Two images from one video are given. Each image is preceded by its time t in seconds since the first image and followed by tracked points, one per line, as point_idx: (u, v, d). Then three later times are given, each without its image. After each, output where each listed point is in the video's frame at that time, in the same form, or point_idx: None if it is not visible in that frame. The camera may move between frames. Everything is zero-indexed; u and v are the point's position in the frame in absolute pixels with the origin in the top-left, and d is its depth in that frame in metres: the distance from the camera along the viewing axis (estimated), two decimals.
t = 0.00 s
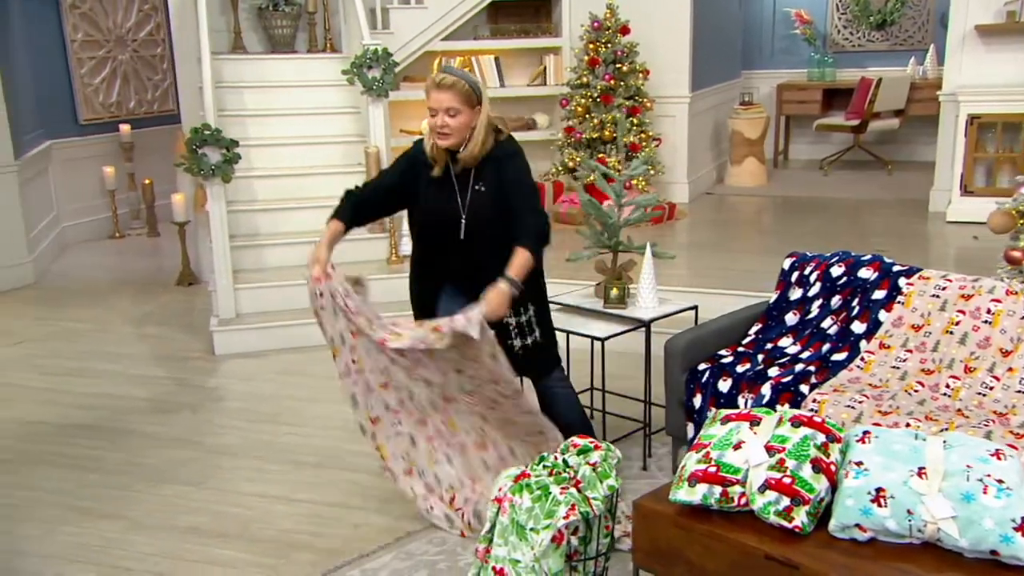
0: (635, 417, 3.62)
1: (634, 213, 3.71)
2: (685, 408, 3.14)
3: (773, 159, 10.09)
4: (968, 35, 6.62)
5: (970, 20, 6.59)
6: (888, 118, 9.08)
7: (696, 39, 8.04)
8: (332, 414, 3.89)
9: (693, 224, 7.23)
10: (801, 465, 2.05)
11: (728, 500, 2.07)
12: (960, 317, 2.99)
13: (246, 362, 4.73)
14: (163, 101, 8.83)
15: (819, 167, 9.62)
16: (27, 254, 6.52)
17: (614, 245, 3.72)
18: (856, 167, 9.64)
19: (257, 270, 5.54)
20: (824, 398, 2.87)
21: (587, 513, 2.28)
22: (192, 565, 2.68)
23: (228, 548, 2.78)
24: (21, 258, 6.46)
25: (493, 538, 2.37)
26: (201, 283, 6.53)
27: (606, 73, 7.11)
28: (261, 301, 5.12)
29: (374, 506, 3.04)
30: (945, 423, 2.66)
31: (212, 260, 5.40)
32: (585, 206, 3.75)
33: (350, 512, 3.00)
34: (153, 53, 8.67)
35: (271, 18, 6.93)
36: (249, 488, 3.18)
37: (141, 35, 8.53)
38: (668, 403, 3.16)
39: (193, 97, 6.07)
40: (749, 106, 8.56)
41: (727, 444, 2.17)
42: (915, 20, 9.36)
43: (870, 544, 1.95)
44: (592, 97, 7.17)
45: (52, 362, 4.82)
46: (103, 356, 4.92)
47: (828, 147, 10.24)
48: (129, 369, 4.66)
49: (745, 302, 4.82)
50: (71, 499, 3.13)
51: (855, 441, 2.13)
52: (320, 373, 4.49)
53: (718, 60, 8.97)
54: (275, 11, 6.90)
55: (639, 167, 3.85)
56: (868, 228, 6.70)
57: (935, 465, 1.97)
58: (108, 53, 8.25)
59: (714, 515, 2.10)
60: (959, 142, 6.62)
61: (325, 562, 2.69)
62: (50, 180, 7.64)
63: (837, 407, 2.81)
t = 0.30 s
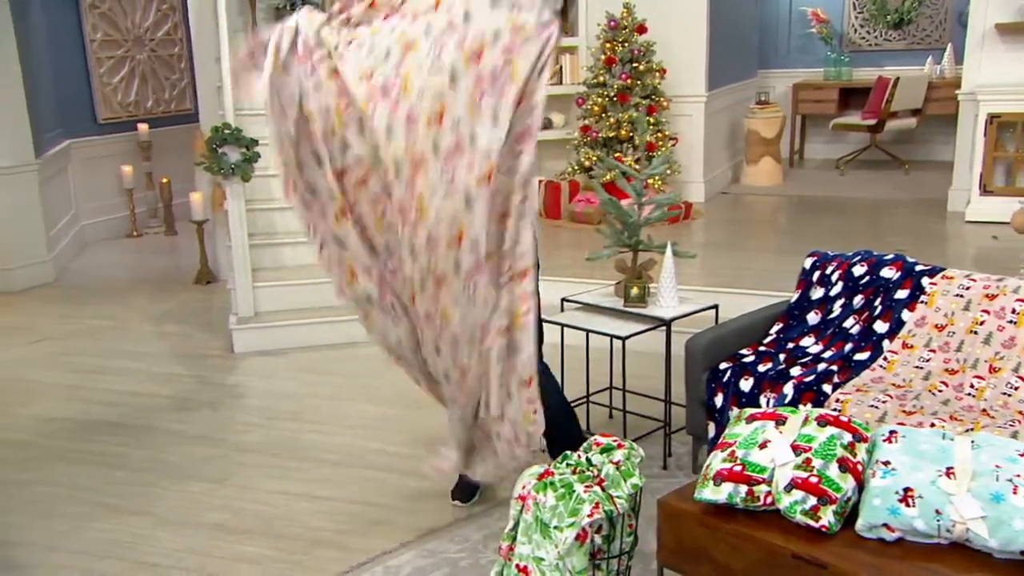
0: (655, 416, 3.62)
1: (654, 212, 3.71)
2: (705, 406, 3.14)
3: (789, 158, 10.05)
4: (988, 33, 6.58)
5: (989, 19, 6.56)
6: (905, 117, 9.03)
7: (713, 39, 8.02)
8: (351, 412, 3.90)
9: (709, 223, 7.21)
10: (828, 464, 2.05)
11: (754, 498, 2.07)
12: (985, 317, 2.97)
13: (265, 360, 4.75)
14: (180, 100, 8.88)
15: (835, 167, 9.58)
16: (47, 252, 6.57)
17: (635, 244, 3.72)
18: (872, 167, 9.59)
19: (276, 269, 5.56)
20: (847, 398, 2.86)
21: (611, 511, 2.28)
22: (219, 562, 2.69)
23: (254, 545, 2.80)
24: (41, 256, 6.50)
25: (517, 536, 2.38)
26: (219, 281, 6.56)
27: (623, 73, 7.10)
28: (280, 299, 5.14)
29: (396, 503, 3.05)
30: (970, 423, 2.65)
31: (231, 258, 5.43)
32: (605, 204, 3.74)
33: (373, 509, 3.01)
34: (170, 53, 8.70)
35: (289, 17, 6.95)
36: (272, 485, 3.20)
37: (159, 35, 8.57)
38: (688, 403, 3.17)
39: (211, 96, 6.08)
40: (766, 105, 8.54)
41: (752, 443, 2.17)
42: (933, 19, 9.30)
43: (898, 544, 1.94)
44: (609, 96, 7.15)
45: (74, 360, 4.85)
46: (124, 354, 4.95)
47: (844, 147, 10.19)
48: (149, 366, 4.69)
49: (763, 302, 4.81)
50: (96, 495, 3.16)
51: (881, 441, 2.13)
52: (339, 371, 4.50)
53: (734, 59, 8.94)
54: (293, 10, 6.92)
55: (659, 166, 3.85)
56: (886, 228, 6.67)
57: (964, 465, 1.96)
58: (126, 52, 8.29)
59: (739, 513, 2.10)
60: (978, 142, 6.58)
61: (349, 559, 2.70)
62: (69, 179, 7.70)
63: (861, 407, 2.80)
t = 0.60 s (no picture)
0: (676, 415, 3.62)
1: (676, 212, 3.69)
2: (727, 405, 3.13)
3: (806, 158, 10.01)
4: (1009, 32, 6.53)
5: (1011, 17, 6.51)
6: (924, 117, 8.97)
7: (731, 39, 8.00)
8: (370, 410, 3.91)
9: (726, 223, 7.18)
10: (857, 464, 2.04)
11: (782, 498, 2.06)
12: (1011, 317, 2.95)
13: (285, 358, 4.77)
14: (199, 100, 8.93)
15: (853, 167, 9.53)
16: (69, 251, 6.61)
17: (657, 244, 3.71)
18: (889, 166, 9.54)
19: (295, 268, 5.58)
20: (872, 398, 2.86)
21: (637, 510, 2.27)
22: (243, 559, 2.70)
23: (278, 543, 2.81)
24: (62, 255, 6.55)
25: (541, 534, 2.37)
26: (239, 281, 6.59)
27: (641, 72, 7.09)
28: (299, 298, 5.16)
29: (418, 501, 3.06)
30: (997, 424, 2.64)
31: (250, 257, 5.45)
32: (628, 204, 3.73)
33: (395, 507, 3.01)
34: (189, 53, 8.76)
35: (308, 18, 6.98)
36: (294, 483, 3.21)
37: (178, 35, 8.62)
38: (711, 402, 3.16)
39: (232, 96, 6.11)
40: (783, 104, 8.50)
41: (780, 442, 2.16)
42: (952, 18, 9.24)
43: (928, 544, 1.93)
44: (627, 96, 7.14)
45: (95, 358, 4.88)
46: (144, 352, 4.97)
47: (861, 146, 10.14)
48: (170, 364, 4.71)
49: (782, 302, 4.80)
50: (121, 492, 3.17)
51: (910, 441, 2.12)
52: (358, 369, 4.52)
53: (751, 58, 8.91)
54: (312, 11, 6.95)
55: (682, 166, 3.83)
56: (906, 227, 6.63)
57: (995, 465, 1.95)
58: (146, 52, 8.34)
59: (767, 513, 2.09)
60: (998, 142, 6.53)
61: (372, 557, 2.70)
62: (90, 178, 7.75)
63: (886, 407, 2.79)
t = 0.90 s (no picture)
0: (698, 415, 3.61)
1: (699, 211, 3.68)
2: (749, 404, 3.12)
3: (824, 158, 9.96)
4: None
5: None
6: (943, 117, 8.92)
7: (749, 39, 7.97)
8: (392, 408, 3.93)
9: (744, 223, 7.16)
10: (887, 464, 2.03)
11: (812, 499, 2.05)
12: None
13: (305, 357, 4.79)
14: (217, 100, 8.96)
15: (871, 167, 9.48)
16: (91, 250, 6.66)
17: (679, 243, 3.70)
18: (907, 167, 9.49)
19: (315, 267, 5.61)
20: (898, 398, 2.85)
21: (663, 510, 2.27)
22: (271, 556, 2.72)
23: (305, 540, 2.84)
24: (84, 254, 6.60)
25: (568, 533, 2.38)
26: (257, 280, 6.62)
27: (660, 72, 7.07)
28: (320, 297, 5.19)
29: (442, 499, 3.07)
30: None
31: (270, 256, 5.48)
32: (649, 203, 3.73)
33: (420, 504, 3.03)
34: (208, 53, 8.80)
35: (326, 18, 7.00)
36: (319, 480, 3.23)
37: (197, 35, 8.67)
38: (734, 402, 3.15)
39: (251, 96, 6.14)
40: (801, 104, 8.47)
41: (809, 443, 2.16)
42: (972, 17, 9.18)
43: (959, 546, 1.92)
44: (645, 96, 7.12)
45: (118, 356, 4.92)
46: (166, 350, 5.01)
47: (879, 146, 10.09)
48: (193, 363, 4.74)
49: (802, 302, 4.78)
50: (148, 488, 3.20)
51: (940, 441, 2.10)
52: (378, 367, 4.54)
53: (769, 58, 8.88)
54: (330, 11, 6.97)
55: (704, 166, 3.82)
56: (925, 228, 6.60)
57: None
58: (166, 52, 8.38)
59: (796, 513, 2.08)
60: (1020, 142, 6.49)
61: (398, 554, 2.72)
62: (110, 177, 7.80)
63: (913, 407, 2.79)
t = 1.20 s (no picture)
0: (720, 415, 3.61)
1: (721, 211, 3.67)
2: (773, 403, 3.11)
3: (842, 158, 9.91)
4: None
5: None
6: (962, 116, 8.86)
7: (766, 38, 7.94)
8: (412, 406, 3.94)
9: (762, 223, 7.13)
10: (917, 465, 2.02)
11: (841, 499, 2.05)
12: None
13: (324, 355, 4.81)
14: (234, 100, 8.99)
15: (889, 167, 9.43)
16: (111, 249, 6.70)
17: (701, 243, 3.70)
18: (926, 166, 9.42)
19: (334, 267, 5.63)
20: (924, 399, 2.84)
21: (690, 509, 2.27)
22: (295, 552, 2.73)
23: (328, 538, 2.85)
24: (104, 253, 6.63)
25: (593, 532, 2.37)
26: (275, 279, 6.64)
27: (677, 71, 7.05)
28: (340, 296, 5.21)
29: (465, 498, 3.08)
30: None
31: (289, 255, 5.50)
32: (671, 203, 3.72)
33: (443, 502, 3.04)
34: (226, 53, 8.83)
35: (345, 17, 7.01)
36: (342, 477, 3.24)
37: (216, 35, 8.71)
38: (758, 402, 3.15)
39: (271, 95, 6.15)
40: (819, 104, 8.44)
41: (838, 442, 2.15)
42: (992, 16, 9.12)
43: (991, 547, 1.90)
44: (663, 95, 7.09)
45: (139, 354, 4.95)
46: (187, 348, 5.03)
47: (897, 146, 10.03)
48: (213, 361, 4.76)
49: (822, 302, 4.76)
50: (172, 485, 3.22)
51: (970, 441, 2.09)
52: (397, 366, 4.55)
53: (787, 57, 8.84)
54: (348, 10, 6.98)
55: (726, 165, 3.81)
56: (946, 227, 6.55)
57: None
58: (185, 52, 8.42)
59: (824, 513, 2.08)
60: None
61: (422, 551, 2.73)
62: (130, 177, 7.86)
63: (939, 407, 2.78)
